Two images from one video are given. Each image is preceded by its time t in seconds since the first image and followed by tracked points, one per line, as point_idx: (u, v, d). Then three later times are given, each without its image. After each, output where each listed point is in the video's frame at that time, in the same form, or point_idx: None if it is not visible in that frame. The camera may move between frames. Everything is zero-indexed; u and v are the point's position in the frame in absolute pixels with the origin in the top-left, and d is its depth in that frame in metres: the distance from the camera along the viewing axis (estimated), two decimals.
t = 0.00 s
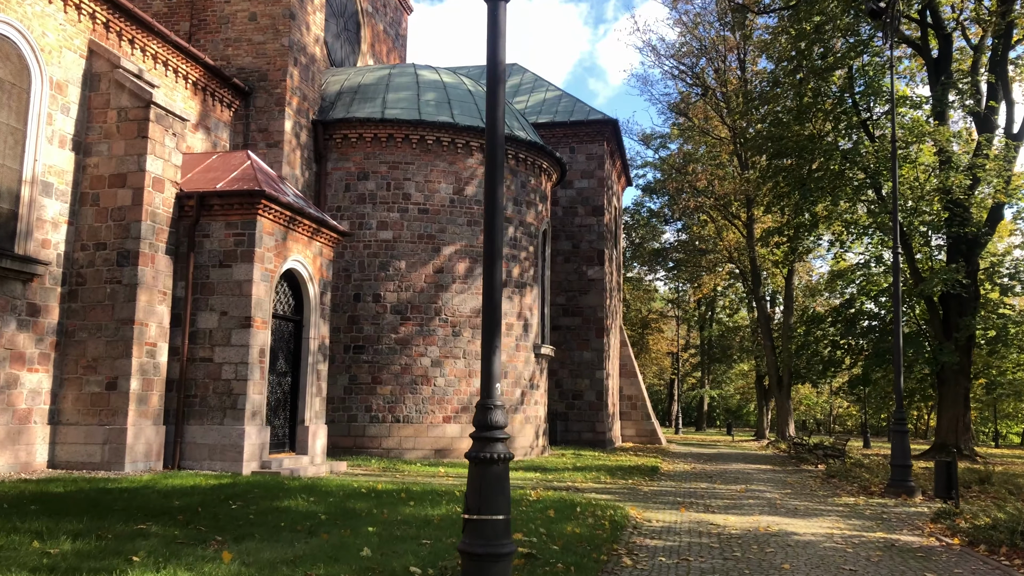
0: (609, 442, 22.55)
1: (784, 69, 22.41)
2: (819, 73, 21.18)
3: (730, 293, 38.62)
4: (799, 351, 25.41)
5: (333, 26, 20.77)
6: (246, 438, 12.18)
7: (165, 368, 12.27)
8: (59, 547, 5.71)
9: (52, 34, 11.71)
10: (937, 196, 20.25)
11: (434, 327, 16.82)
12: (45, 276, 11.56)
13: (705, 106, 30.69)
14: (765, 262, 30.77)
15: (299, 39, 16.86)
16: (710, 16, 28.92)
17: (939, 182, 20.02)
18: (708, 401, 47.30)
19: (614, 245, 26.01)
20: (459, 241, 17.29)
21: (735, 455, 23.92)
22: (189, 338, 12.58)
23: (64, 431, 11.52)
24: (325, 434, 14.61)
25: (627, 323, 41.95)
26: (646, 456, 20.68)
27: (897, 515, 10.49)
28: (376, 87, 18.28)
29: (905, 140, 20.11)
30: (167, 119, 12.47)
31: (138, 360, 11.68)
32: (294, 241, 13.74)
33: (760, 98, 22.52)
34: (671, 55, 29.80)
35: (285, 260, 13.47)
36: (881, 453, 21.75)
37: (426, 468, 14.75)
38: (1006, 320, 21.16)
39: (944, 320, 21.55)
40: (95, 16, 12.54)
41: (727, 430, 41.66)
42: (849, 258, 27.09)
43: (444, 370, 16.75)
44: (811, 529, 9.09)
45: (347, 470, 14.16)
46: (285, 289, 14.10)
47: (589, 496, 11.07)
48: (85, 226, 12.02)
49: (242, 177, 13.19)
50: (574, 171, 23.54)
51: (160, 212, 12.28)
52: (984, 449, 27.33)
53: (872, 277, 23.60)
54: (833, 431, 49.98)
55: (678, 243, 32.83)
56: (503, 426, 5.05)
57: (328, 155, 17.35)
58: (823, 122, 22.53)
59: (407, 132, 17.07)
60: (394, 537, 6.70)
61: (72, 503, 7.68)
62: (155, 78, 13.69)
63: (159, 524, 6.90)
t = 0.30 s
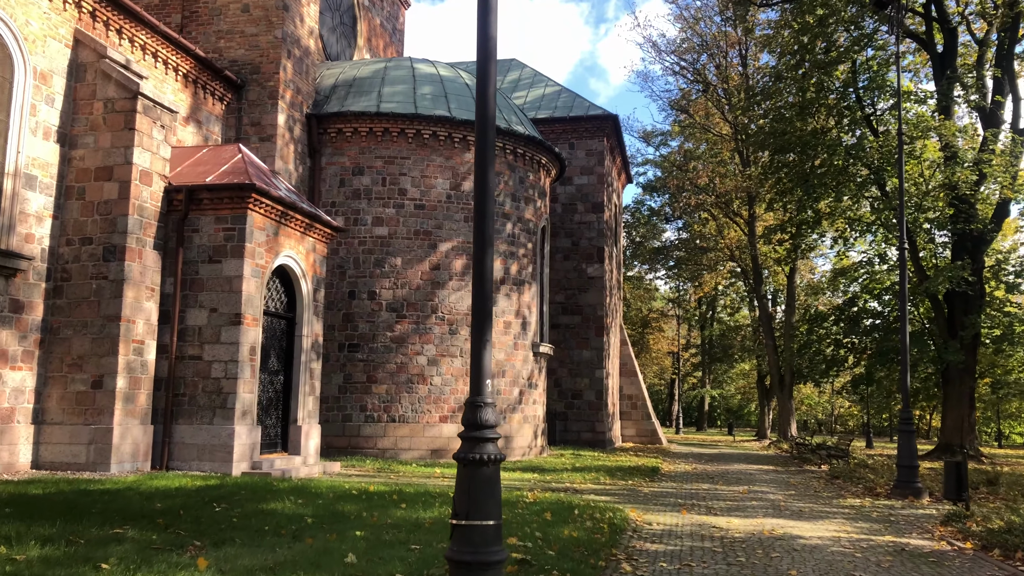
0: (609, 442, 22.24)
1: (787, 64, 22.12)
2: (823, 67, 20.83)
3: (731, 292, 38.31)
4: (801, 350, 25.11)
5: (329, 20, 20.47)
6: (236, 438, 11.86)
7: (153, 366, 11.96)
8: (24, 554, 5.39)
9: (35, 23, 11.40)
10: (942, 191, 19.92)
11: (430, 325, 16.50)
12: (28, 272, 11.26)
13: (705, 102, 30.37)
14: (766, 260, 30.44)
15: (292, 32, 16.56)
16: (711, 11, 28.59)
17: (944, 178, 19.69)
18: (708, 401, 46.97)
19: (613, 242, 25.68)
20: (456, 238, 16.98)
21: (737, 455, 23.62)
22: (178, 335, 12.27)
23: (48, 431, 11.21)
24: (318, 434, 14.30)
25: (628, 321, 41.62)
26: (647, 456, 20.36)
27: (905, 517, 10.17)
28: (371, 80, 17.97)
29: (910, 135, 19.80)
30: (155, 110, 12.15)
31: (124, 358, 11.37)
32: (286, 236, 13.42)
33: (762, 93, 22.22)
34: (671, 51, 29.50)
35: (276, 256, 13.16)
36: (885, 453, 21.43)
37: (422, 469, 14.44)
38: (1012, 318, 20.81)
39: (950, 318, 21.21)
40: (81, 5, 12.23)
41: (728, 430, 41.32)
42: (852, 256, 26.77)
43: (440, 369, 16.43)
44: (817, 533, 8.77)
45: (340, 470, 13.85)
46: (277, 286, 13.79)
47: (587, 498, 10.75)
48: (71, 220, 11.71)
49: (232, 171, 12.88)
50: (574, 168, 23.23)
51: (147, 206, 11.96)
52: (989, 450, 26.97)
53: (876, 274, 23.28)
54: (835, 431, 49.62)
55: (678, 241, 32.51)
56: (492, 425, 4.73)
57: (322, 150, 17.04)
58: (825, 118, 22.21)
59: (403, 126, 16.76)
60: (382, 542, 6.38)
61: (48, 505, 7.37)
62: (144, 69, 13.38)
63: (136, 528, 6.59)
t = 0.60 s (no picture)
0: (609, 442, 21.97)
1: (788, 59, 21.85)
2: (826, 62, 20.53)
3: (732, 291, 38.00)
4: (803, 349, 24.83)
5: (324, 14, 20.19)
6: (226, 440, 11.57)
7: (141, 366, 11.68)
8: None
9: (19, 14, 11.10)
10: (946, 188, 19.59)
11: (426, 324, 16.23)
12: (11, 269, 10.97)
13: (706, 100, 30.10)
14: (767, 259, 30.17)
15: (286, 25, 16.29)
16: (711, 8, 28.31)
17: (948, 173, 19.31)
18: (709, 402, 46.68)
19: (613, 241, 25.40)
20: (452, 235, 16.71)
21: (737, 456, 23.34)
22: (166, 334, 11.98)
23: (32, 433, 10.92)
24: (311, 435, 14.02)
25: (628, 321, 41.34)
26: (646, 457, 20.08)
27: (912, 522, 9.90)
28: (366, 75, 17.68)
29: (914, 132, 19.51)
30: (143, 104, 11.87)
31: (110, 357, 11.08)
32: (277, 233, 13.14)
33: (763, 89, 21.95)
34: (671, 48, 29.24)
35: (268, 254, 12.87)
36: (888, 454, 21.16)
37: (417, 471, 14.16)
38: (1017, 317, 20.53)
39: (954, 317, 20.93)
40: None
41: (729, 430, 41.02)
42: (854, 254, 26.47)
43: (437, 369, 16.15)
44: (822, 538, 8.49)
45: (334, 472, 13.56)
46: (269, 284, 13.50)
47: (586, 501, 10.47)
48: (56, 216, 11.42)
49: (223, 166, 12.59)
50: (573, 165, 22.93)
51: (135, 201, 11.67)
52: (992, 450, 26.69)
53: (879, 273, 22.98)
54: (836, 431, 49.36)
55: (679, 239, 32.22)
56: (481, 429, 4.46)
57: (316, 145, 16.75)
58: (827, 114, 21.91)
59: (398, 122, 16.47)
60: (368, 550, 6.08)
61: (23, 511, 7.09)
62: (132, 62, 13.08)
63: (113, 535, 6.31)
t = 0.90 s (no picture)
0: (608, 443, 21.67)
1: (791, 54, 21.53)
2: (830, 55, 20.31)
3: (733, 289, 37.64)
4: (805, 348, 24.51)
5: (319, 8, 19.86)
6: (214, 440, 11.26)
7: (126, 364, 11.35)
8: None
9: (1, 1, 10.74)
10: (952, 183, 19.22)
11: (422, 322, 15.91)
12: None
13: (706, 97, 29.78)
14: (769, 258, 29.86)
15: (278, 17, 15.98)
16: (712, 4, 28.03)
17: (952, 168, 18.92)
18: (709, 401, 46.36)
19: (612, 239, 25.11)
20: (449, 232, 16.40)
21: (739, 456, 23.03)
22: (153, 332, 11.66)
23: (14, 433, 10.60)
24: (303, 436, 13.71)
25: (628, 320, 41.05)
26: (646, 458, 19.76)
27: (920, 526, 9.58)
28: (361, 69, 17.35)
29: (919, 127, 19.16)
30: (129, 96, 11.54)
31: (94, 356, 10.76)
32: (268, 228, 12.81)
33: (765, 85, 21.63)
34: (671, 44, 28.93)
35: (258, 249, 12.54)
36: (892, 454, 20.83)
37: (412, 473, 13.84)
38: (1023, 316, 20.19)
39: (958, 316, 20.62)
40: None
41: (730, 430, 40.69)
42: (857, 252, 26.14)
43: (432, 368, 15.84)
44: (829, 543, 8.17)
45: (326, 474, 13.24)
46: (259, 280, 13.16)
47: (583, 504, 10.14)
48: (39, 210, 11.09)
49: (212, 159, 12.27)
50: (572, 161, 22.60)
51: (120, 195, 11.35)
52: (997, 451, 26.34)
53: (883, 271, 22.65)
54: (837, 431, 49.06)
55: (679, 238, 31.89)
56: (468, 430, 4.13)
57: (310, 140, 16.42)
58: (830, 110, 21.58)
59: (394, 116, 16.15)
60: (352, 559, 5.76)
61: None
62: (119, 53, 12.74)
63: (83, 543, 5.99)
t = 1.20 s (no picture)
0: (607, 442, 21.37)
1: (793, 48, 21.23)
2: (832, 49, 19.94)
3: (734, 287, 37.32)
4: (807, 346, 24.22)
5: None
6: (202, 440, 10.95)
7: (112, 361, 11.05)
8: None
9: None
10: (957, 178, 18.91)
11: (417, 319, 15.62)
12: None
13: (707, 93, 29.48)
14: (770, 255, 29.56)
15: (270, 9, 15.68)
16: None
17: (957, 163, 18.60)
18: (709, 401, 46.06)
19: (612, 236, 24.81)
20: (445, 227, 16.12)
21: (740, 456, 22.75)
22: (139, 328, 11.35)
23: None
24: (296, 435, 13.40)
25: (628, 319, 40.78)
26: (646, 458, 19.46)
27: (930, 529, 9.31)
28: (355, 61, 17.04)
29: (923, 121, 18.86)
30: (115, 85, 11.23)
31: (78, 352, 10.46)
32: (258, 222, 12.50)
33: (766, 79, 21.32)
34: (671, 40, 28.60)
35: (248, 244, 12.24)
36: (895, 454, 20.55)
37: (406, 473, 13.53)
38: None
39: (963, 313, 20.32)
40: None
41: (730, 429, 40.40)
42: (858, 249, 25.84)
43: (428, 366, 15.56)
44: (836, 546, 7.86)
45: (318, 474, 12.94)
46: (250, 276, 12.85)
47: (582, 505, 9.84)
48: (22, 203, 10.81)
49: (200, 151, 11.96)
50: (571, 157, 22.30)
51: (105, 187, 11.04)
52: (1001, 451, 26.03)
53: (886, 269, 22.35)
54: (838, 431, 48.82)
55: (679, 235, 31.59)
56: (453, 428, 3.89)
57: (303, 134, 16.12)
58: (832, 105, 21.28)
59: (389, 109, 15.84)
60: (335, 564, 5.45)
61: None
62: (106, 43, 12.41)
63: (52, 547, 5.70)
